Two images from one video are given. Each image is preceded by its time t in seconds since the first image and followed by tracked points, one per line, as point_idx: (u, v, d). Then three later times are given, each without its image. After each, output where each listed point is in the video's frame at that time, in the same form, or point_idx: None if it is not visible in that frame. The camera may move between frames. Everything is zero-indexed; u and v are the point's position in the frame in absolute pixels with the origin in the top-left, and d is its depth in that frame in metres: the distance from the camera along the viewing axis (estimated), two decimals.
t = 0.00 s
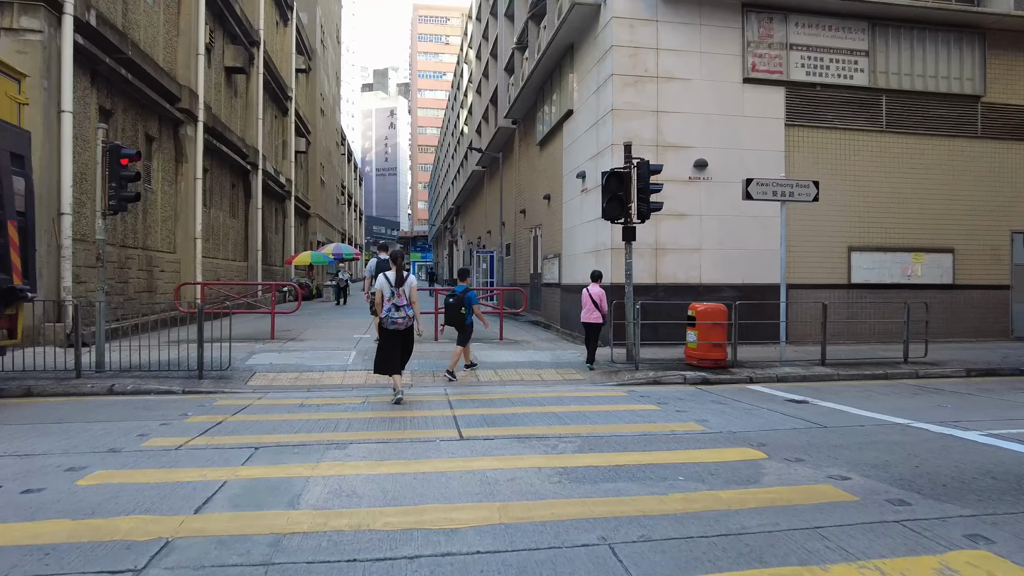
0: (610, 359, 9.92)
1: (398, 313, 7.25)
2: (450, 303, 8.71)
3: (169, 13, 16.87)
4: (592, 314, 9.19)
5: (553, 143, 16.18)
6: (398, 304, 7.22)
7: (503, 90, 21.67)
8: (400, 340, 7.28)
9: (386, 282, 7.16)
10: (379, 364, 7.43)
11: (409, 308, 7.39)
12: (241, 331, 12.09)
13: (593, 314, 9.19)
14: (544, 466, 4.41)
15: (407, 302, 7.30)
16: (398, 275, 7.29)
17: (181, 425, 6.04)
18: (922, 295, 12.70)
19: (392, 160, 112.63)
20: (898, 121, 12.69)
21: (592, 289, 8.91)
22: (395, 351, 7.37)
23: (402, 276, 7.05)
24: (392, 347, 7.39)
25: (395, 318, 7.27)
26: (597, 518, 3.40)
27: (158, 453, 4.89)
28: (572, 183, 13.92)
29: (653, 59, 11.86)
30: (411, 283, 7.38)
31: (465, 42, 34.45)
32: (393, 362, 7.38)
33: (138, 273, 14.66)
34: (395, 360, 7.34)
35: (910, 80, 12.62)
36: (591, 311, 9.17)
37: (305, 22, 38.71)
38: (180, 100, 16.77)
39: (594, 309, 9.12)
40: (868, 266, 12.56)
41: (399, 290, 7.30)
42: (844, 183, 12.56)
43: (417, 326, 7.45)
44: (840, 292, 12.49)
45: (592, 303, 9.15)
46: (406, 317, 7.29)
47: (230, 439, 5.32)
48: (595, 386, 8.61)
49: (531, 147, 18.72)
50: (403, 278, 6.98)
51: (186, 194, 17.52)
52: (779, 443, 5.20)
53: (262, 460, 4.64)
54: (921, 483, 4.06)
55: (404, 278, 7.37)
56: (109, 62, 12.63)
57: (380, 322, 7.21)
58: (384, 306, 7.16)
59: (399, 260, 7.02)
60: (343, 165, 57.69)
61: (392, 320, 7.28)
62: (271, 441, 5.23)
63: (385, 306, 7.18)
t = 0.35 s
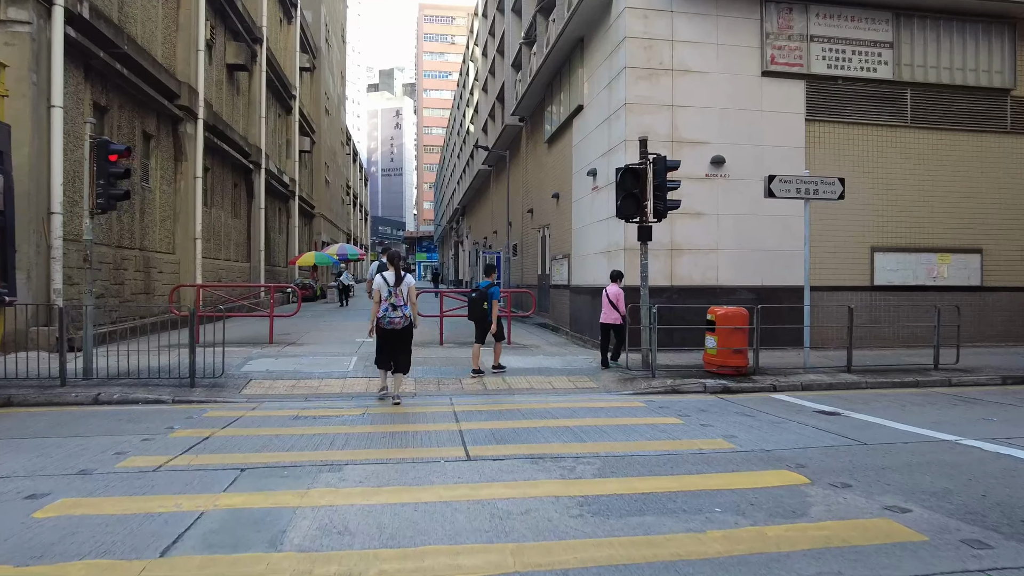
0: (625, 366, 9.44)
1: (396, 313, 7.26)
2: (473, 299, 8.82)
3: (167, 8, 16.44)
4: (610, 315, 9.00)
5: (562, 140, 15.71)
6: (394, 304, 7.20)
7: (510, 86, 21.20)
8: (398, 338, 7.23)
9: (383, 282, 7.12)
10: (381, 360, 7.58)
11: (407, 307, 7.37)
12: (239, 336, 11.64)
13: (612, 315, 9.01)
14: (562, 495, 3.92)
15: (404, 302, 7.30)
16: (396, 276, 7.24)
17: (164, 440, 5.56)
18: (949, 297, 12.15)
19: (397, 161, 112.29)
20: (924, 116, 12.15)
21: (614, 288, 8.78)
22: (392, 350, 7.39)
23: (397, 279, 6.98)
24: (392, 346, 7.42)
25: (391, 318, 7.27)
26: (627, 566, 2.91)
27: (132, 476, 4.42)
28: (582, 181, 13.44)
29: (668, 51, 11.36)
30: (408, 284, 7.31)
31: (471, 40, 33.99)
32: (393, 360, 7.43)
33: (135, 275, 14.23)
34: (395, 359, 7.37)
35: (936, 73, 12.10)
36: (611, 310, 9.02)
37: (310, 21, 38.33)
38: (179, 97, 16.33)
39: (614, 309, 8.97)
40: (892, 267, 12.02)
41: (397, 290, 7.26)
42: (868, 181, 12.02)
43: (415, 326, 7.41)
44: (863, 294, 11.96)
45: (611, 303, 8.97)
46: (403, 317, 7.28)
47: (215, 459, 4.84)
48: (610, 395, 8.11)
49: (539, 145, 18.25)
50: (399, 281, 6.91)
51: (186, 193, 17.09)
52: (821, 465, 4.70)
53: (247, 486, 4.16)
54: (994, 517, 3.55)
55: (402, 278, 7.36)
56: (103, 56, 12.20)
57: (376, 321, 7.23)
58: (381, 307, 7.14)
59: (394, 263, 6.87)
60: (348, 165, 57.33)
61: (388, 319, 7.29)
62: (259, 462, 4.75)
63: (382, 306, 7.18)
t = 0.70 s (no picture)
0: (638, 373, 8.96)
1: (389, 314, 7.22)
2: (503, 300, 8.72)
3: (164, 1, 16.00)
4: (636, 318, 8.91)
5: (569, 137, 15.25)
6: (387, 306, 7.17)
7: (515, 83, 20.72)
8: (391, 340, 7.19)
9: (373, 284, 7.11)
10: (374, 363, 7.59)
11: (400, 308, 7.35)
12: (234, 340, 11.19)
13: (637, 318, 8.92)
14: (580, 533, 3.44)
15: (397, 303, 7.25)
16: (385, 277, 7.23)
17: (142, 458, 5.10)
18: (975, 300, 11.62)
19: (401, 160, 111.96)
20: (948, 110, 11.61)
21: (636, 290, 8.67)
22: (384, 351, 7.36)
23: (386, 278, 6.96)
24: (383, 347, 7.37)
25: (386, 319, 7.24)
26: None
27: (98, 504, 3.95)
28: (591, 179, 12.97)
29: (682, 43, 10.87)
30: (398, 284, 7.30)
31: (476, 37, 33.57)
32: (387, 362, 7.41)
33: (129, 277, 13.81)
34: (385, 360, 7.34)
35: (961, 65, 11.58)
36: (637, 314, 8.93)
37: (313, 19, 37.94)
38: (175, 93, 15.89)
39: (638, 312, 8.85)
40: (916, 268, 11.51)
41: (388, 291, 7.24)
42: (890, 178, 11.49)
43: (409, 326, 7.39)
44: (886, 297, 11.44)
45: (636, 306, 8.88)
46: (397, 318, 7.24)
47: (193, 483, 4.37)
48: (623, 405, 7.63)
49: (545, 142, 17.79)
50: (389, 279, 6.88)
51: (184, 192, 16.67)
52: (867, 492, 4.21)
53: (224, 518, 3.69)
54: None
55: (393, 279, 7.30)
56: (94, 49, 11.76)
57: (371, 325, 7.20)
58: (374, 309, 7.10)
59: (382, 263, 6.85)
60: (352, 165, 57.00)
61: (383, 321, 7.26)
62: (241, 487, 4.27)
63: (375, 308, 7.14)
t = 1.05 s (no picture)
0: (661, 380, 8.43)
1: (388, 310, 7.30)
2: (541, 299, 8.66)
3: None
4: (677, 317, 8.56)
5: (583, 132, 14.73)
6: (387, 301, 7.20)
7: (525, 79, 20.23)
8: (390, 336, 7.26)
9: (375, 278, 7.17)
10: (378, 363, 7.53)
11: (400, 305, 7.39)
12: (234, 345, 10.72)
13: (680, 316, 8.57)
14: None
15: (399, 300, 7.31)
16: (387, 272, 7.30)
17: (122, 477, 4.62)
18: (1013, 302, 11.01)
19: (409, 161, 111.73)
20: (984, 101, 11.02)
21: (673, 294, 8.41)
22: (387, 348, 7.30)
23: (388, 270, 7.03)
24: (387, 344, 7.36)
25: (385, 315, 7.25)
26: None
27: (64, 535, 3.47)
28: (607, 175, 12.45)
29: (703, 31, 10.34)
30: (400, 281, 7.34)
31: (484, 34, 33.10)
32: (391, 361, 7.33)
33: (129, 277, 13.38)
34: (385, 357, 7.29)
35: (998, 54, 10.99)
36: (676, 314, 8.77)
37: (320, 17, 37.59)
38: (177, 88, 15.48)
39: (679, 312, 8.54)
40: (950, 268, 10.91)
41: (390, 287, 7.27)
42: (923, 174, 10.90)
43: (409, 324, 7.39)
44: (919, 298, 10.85)
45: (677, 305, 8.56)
46: (396, 315, 7.30)
47: (174, 509, 3.88)
48: (646, 416, 7.10)
49: (557, 138, 17.28)
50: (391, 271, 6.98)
51: (186, 190, 16.26)
52: (942, 524, 3.67)
53: (204, 554, 3.20)
54: None
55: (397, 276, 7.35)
56: (91, 41, 11.34)
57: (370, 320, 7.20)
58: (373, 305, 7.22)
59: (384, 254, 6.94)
60: (359, 165, 56.68)
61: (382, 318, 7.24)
62: (228, 514, 3.78)
63: (374, 303, 7.24)
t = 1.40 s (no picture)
0: (680, 386, 7.96)
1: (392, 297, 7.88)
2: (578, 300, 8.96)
3: None
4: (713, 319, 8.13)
5: (594, 127, 14.26)
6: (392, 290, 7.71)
7: (534, 74, 19.77)
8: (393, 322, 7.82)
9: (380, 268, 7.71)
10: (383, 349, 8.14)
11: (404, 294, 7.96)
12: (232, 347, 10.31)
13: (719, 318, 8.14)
14: None
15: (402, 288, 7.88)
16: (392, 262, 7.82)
17: (96, 497, 4.19)
18: None
19: (414, 161, 111.45)
20: (1017, 93, 10.51)
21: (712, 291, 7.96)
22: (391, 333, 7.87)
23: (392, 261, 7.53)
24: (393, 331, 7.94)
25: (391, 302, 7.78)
26: None
27: (15, 571, 3.03)
28: (620, 170, 11.99)
29: (722, 19, 9.85)
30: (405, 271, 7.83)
31: (491, 31, 32.66)
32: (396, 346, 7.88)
33: (125, 276, 12.98)
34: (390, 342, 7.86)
35: None
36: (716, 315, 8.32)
37: (325, 14, 37.21)
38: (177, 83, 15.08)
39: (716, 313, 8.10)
40: (981, 267, 10.39)
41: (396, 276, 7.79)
42: (952, 169, 10.39)
43: (413, 312, 7.92)
44: (948, 299, 10.34)
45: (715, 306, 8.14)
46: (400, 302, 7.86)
47: (146, 537, 3.43)
48: (667, 426, 6.63)
49: (567, 134, 16.82)
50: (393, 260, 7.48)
51: (186, 187, 15.86)
52: (1022, 559, 3.19)
53: None
54: None
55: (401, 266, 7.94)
56: (85, 32, 10.92)
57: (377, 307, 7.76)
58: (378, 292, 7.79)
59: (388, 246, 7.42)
60: (365, 164, 56.32)
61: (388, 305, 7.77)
62: (207, 545, 3.33)
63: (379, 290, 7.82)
